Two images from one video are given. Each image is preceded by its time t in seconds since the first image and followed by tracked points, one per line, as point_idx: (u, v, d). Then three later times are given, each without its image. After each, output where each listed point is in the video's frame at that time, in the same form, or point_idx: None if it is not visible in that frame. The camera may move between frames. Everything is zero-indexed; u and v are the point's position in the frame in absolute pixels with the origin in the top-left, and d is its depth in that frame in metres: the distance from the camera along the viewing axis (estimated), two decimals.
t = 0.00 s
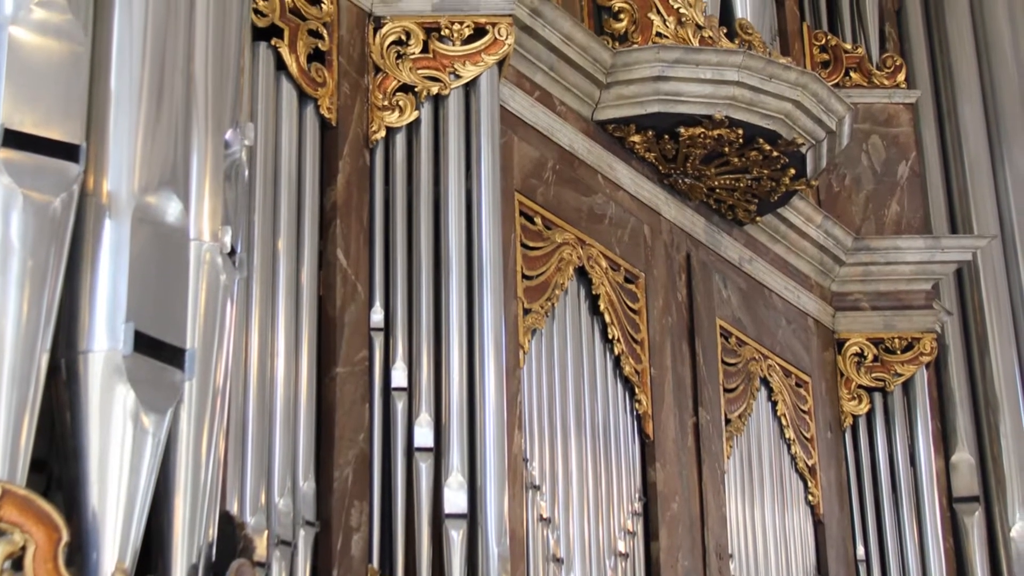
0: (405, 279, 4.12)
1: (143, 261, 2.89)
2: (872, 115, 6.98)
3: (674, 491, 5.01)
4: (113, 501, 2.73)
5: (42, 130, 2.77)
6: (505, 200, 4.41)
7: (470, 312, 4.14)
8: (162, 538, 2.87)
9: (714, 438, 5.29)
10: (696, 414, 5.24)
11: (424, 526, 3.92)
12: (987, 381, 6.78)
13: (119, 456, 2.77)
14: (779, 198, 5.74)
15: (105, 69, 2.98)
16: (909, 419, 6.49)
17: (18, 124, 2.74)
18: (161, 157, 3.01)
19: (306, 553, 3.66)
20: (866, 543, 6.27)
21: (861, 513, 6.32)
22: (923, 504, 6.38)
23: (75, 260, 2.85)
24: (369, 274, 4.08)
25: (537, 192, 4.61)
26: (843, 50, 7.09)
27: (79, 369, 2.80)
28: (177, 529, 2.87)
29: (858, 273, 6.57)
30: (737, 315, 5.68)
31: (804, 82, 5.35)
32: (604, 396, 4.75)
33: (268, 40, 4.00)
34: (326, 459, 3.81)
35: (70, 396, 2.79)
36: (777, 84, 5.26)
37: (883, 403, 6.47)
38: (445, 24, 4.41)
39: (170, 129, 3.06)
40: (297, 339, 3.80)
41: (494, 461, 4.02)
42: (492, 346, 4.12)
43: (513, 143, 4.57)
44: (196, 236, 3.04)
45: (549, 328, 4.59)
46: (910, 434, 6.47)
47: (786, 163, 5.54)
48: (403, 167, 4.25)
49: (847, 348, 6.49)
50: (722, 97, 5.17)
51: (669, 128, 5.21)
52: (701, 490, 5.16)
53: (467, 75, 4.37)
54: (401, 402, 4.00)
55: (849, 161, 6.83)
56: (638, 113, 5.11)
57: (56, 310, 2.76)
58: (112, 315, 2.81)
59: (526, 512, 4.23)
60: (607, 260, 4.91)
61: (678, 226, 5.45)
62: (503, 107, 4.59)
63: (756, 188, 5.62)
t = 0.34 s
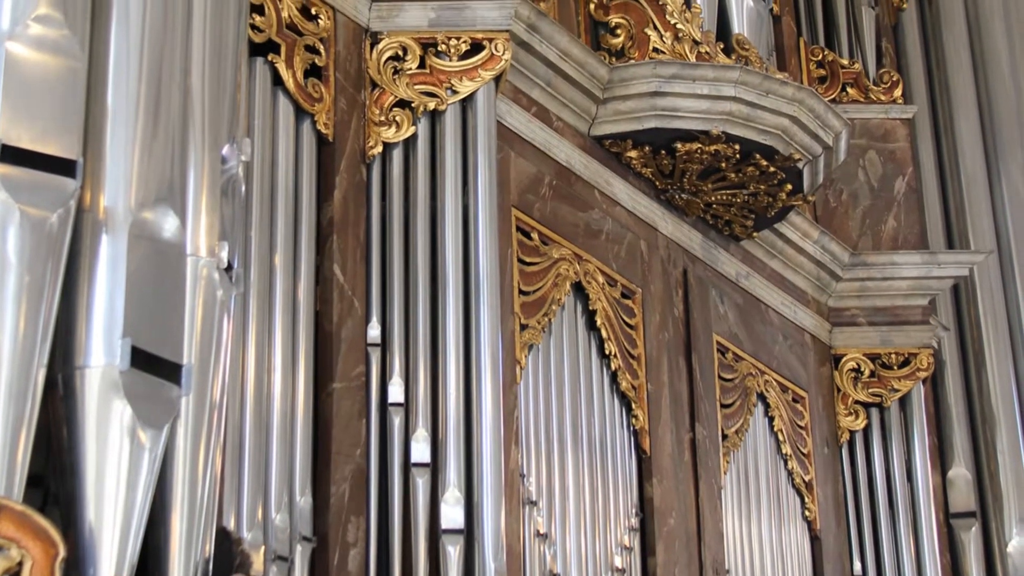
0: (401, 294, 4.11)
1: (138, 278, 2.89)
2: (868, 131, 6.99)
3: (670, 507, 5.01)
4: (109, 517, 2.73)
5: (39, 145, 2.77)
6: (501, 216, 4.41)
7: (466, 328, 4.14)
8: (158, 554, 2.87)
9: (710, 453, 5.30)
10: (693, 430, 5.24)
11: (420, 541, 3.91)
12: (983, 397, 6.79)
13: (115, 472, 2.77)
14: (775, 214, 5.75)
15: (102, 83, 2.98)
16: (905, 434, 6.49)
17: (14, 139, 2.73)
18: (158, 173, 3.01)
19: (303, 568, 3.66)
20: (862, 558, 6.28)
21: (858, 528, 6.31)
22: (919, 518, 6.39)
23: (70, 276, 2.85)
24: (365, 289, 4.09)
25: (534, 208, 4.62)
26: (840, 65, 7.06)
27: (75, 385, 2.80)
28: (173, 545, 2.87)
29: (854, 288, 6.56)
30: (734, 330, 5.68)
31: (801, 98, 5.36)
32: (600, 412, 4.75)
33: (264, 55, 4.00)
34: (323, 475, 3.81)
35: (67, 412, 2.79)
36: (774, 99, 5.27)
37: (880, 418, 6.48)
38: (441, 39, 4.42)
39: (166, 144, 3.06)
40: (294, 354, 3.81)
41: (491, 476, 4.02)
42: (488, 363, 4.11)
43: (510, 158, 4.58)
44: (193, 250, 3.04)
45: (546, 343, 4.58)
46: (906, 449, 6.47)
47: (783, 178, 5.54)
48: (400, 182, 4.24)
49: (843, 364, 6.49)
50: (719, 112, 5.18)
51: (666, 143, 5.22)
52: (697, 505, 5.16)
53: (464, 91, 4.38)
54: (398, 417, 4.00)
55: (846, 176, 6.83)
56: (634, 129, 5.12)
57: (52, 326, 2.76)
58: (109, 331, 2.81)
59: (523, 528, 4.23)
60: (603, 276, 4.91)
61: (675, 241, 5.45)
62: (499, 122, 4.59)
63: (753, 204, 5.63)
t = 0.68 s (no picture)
0: (398, 311, 4.11)
1: (135, 296, 2.88)
2: (864, 148, 7.01)
3: (667, 524, 5.00)
4: (106, 534, 2.73)
5: (35, 162, 2.77)
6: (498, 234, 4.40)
7: (462, 345, 4.14)
8: (155, 572, 2.87)
9: (707, 470, 5.29)
10: (690, 447, 5.24)
11: (417, 558, 3.91)
12: (980, 415, 6.77)
13: (112, 489, 2.77)
14: (772, 231, 5.75)
15: (99, 99, 2.98)
16: (902, 452, 6.48)
17: (11, 156, 2.73)
18: (155, 190, 3.01)
19: None
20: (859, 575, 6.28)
21: (854, 545, 6.32)
22: (916, 537, 6.37)
23: (67, 293, 2.85)
24: (362, 305, 4.09)
25: (531, 225, 4.62)
26: (836, 82, 7.08)
27: (72, 403, 2.79)
28: (170, 560, 2.87)
29: (851, 305, 6.57)
30: (730, 347, 5.68)
31: (797, 114, 5.38)
32: (597, 429, 4.75)
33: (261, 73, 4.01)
34: (319, 492, 3.82)
35: (64, 430, 2.79)
36: (770, 116, 5.28)
37: (877, 435, 6.48)
38: (438, 56, 4.40)
39: (163, 161, 3.06)
40: (290, 370, 3.81)
41: (488, 492, 4.00)
42: (484, 378, 4.10)
43: (507, 175, 4.58)
44: (189, 267, 3.04)
45: (542, 360, 4.58)
46: (903, 467, 6.47)
47: (779, 195, 5.56)
48: (396, 199, 4.25)
49: (840, 381, 6.49)
50: (716, 129, 5.19)
51: (663, 160, 5.22)
52: (693, 522, 5.16)
53: (460, 107, 4.37)
54: (394, 434, 4.00)
55: (842, 194, 6.85)
56: (630, 146, 5.12)
57: (49, 344, 2.76)
58: (105, 348, 2.81)
59: (519, 544, 4.23)
60: (600, 293, 4.91)
61: (672, 258, 5.44)
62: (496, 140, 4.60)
63: (749, 221, 5.64)
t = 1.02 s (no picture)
0: (395, 326, 4.11)
1: (131, 311, 2.88)
2: (861, 163, 6.99)
3: (664, 540, 5.00)
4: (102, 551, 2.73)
5: (32, 179, 2.77)
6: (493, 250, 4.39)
7: (459, 360, 4.13)
8: None
9: (704, 486, 5.29)
10: (686, 462, 5.23)
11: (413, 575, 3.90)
12: (977, 430, 6.81)
13: (109, 505, 2.77)
14: (769, 247, 5.75)
15: (95, 115, 2.98)
16: (898, 466, 6.49)
17: (8, 172, 2.73)
18: (151, 205, 3.01)
19: None
20: None
21: (851, 561, 6.31)
22: (912, 551, 6.39)
23: (64, 308, 2.85)
24: (359, 321, 4.09)
25: (527, 241, 4.62)
26: (833, 97, 7.06)
27: (69, 419, 2.79)
28: None
29: (847, 320, 6.56)
30: (727, 362, 5.68)
31: (795, 130, 5.39)
32: (593, 444, 4.75)
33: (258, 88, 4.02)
34: (316, 507, 3.82)
35: (60, 445, 2.79)
36: (766, 132, 5.30)
37: (873, 450, 6.47)
38: (434, 71, 4.38)
39: (160, 176, 3.06)
40: (287, 386, 3.81)
41: (484, 508, 4.00)
42: (481, 393, 4.10)
43: (503, 191, 4.58)
44: (186, 283, 3.04)
45: (539, 375, 4.58)
46: (900, 482, 6.47)
47: (776, 211, 5.57)
48: (394, 215, 4.24)
49: (837, 397, 6.47)
50: (712, 144, 5.21)
51: (659, 175, 5.23)
52: (691, 539, 5.15)
53: (457, 123, 4.35)
54: (391, 450, 3.99)
55: (839, 209, 6.83)
56: (628, 161, 5.13)
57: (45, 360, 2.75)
58: (102, 363, 2.81)
59: (517, 559, 4.22)
60: (597, 308, 4.91)
61: (668, 274, 5.44)
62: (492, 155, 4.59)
63: (746, 236, 5.64)
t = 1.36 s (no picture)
0: (391, 341, 4.11)
1: (128, 327, 2.88)
2: (858, 178, 7.00)
3: (661, 555, 5.00)
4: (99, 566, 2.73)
5: (28, 194, 2.77)
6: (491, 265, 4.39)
7: (456, 375, 4.13)
8: None
9: (701, 502, 5.29)
10: (683, 478, 5.24)
11: None
12: (974, 445, 6.83)
13: (106, 519, 2.77)
14: (766, 262, 5.75)
15: (92, 130, 2.97)
16: (895, 482, 6.50)
17: (5, 187, 2.73)
18: (149, 221, 3.00)
19: None
20: None
21: None
22: (909, 567, 6.38)
23: (61, 323, 2.84)
24: (356, 336, 4.09)
25: (524, 256, 4.61)
26: (830, 113, 7.07)
27: (66, 433, 2.79)
28: None
29: (844, 335, 6.55)
30: (724, 378, 5.68)
31: (791, 145, 5.39)
32: (590, 461, 4.74)
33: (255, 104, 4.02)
34: (313, 522, 3.82)
35: (57, 460, 2.79)
36: (763, 147, 5.30)
37: (870, 466, 6.46)
38: (431, 87, 4.38)
39: (157, 192, 3.05)
40: (284, 401, 3.81)
41: (482, 524, 4.01)
42: (478, 407, 4.09)
43: (500, 206, 4.58)
44: (183, 298, 3.04)
45: (536, 391, 4.58)
46: (897, 498, 6.48)
47: (773, 226, 5.57)
48: (391, 231, 4.23)
49: (834, 412, 6.48)
50: (709, 160, 5.21)
51: (656, 191, 5.23)
52: (688, 555, 5.14)
53: (454, 138, 4.35)
54: (388, 465, 3.99)
55: (836, 224, 6.84)
56: (624, 176, 5.12)
57: (42, 375, 2.75)
58: (99, 380, 2.81)
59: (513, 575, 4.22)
60: (594, 324, 4.91)
61: (665, 289, 5.44)
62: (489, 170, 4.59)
63: (743, 252, 5.64)
